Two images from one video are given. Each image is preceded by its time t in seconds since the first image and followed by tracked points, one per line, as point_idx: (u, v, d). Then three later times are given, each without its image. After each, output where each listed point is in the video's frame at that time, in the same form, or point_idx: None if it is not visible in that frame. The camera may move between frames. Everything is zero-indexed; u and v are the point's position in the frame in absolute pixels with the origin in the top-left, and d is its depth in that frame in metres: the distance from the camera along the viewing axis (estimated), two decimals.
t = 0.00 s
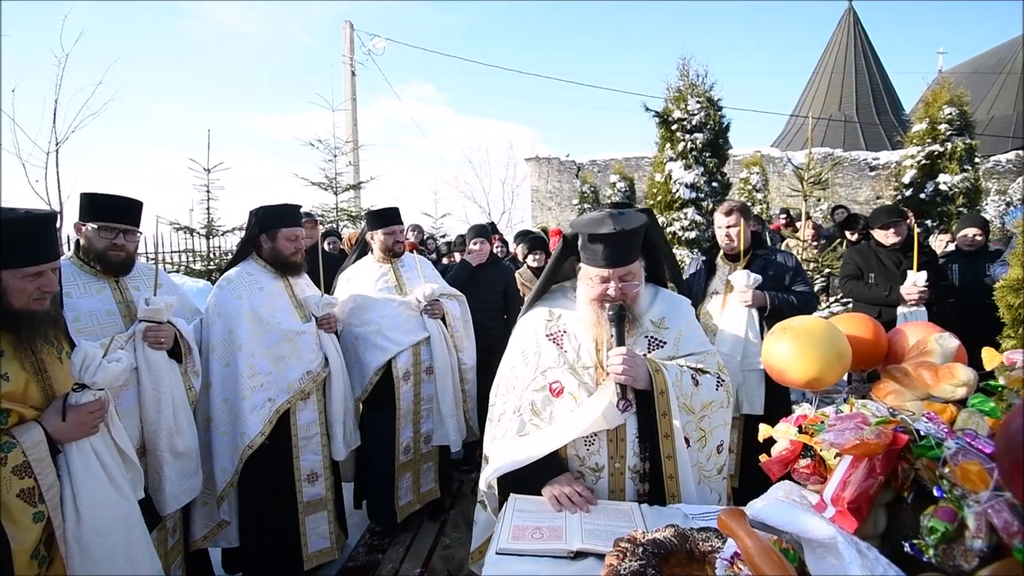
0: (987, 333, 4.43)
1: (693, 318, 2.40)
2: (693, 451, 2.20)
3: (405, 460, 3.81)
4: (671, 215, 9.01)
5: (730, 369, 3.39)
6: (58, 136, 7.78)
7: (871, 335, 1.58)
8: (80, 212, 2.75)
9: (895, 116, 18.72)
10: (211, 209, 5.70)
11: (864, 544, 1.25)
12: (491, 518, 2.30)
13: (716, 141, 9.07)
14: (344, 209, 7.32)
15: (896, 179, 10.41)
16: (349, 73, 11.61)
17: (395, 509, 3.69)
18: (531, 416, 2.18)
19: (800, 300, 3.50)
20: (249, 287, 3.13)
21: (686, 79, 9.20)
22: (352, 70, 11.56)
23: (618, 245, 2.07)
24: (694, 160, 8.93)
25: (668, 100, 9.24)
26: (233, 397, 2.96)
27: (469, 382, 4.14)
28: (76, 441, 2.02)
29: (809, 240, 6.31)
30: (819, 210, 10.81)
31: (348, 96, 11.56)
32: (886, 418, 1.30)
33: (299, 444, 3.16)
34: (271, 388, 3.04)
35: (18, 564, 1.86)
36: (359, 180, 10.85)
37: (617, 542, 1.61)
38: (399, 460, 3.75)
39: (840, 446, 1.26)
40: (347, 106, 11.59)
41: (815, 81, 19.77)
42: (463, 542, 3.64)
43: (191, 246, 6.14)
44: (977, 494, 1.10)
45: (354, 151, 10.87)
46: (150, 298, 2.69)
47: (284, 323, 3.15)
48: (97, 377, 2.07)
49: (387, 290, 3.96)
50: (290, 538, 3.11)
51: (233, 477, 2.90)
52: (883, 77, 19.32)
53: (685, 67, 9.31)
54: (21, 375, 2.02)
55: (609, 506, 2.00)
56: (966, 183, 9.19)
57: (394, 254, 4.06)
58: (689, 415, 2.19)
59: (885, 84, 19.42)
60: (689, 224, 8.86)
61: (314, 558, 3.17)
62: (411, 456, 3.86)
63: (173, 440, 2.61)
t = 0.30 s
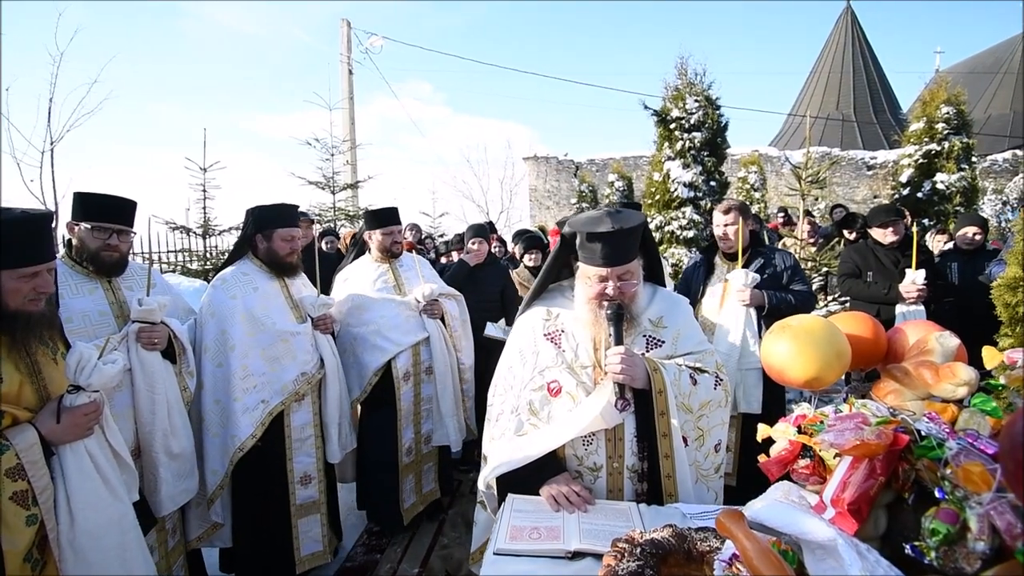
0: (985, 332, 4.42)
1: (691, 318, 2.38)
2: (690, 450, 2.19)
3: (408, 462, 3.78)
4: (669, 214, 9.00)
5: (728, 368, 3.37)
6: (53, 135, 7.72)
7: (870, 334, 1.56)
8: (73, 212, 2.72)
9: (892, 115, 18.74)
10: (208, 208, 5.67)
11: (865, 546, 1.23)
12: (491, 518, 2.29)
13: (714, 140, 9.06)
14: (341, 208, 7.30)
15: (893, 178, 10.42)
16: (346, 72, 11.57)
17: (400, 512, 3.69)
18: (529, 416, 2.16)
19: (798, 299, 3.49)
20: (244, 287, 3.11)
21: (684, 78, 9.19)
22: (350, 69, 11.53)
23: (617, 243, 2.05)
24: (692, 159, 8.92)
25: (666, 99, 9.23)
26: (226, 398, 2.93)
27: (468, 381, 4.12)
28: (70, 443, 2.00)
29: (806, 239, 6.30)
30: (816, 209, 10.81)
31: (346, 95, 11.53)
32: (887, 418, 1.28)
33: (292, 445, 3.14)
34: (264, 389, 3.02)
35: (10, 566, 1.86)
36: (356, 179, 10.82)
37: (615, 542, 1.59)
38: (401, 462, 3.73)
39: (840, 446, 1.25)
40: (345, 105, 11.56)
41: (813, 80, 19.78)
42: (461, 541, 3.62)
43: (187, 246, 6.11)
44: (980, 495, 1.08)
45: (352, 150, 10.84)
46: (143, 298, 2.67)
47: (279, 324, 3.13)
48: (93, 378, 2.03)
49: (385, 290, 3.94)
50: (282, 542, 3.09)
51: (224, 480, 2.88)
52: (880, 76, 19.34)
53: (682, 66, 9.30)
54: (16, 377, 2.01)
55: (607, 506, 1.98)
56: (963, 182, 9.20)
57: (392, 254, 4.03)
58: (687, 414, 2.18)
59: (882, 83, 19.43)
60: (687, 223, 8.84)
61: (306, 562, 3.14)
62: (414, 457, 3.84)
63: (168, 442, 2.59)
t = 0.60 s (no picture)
0: (983, 328, 4.41)
1: (688, 315, 2.37)
2: (687, 447, 2.17)
3: (406, 461, 3.78)
4: (667, 212, 9.00)
5: (725, 365, 3.37)
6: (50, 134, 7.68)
7: (867, 331, 1.56)
8: (69, 211, 2.71)
9: (890, 112, 18.74)
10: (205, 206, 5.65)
11: (860, 545, 1.22)
12: (488, 517, 2.28)
13: (712, 138, 9.05)
14: (339, 207, 7.29)
15: (891, 176, 10.43)
16: (344, 69, 11.54)
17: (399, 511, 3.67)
18: (526, 414, 2.15)
19: (796, 296, 3.48)
20: (239, 286, 3.10)
21: (681, 76, 9.18)
22: (347, 67, 11.50)
23: (613, 241, 2.04)
24: (690, 156, 8.91)
25: (664, 96, 9.22)
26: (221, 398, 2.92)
27: (466, 380, 4.11)
28: (66, 443, 1.98)
29: (803, 236, 6.31)
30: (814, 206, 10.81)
31: (343, 94, 11.50)
32: (883, 415, 1.28)
33: (292, 446, 3.14)
34: (261, 389, 3.00)
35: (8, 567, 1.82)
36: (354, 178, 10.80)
37: (612, 540, 1.58)
38: (400, 461, 3.72)
39: (835, 444, 1.24)
40: (342, 103, 11.53)
41: (810, 78, 19.79)
42: (459, 540, 3.61)
43: (184, 245, 6.09)
44: (975, 494, 1.08)
45: (349, 149, 10.82)
46: (140, 298, 2.65)
47: (275, 323, 3.12)
48: (90, 378, 2.01)
49: (384, 289, 3.92)
50: (280, 542, 3.08)
51: (218, 480, 2.87)
52: (878, 74, 19.35)
53: (680, 64, 9.29)
54: (12, 376, 1.99)
55: (605, 504, 1.97)
56: (960, 179, 9.21)
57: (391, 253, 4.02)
58: (684, 412, 2.17)
59: (879, 81, 19.44)
60: (685, 221, 8.83)
61: (309, 562, 3.14)
62: (412, 456, 3.83)
63: (165, 442, 2.57)
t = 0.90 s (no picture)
0: (980, 323, 4.39)
1: (685, 312, 2.37)
2: (684, 444, 2.17)
3: (405, 457, 3.78)
4: (665, 209, 8.99)
5: (722, 362, 3.36)
6: (46, 133, 7.65)
7: (860, 327, 1.56)
8: (67, 210, 2.69)
9: (887, 108, 18.73)
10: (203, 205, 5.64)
11: (852, 541, 1.23)
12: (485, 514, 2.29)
13: (709, 134, 9.04)
14: (336, 205, 7.27)
15: (888, 172, 10.43)
16: (340, 67, 11.51)
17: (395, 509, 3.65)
18: (523, 411, 2.14)
19: (793, 292, 3.48)
20: (237, 285, 3.09)
21: (679, 72, 9.16)
22: (344, 65, 11.47)
23: (609, 238, 2.03)
24: (687, 153, 8.89)
25: (661, 93, 9.20)
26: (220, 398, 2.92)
27: (467, 378, 4.09)
28: (63, 443, 1.98)
29: (801, 232, 6.31)
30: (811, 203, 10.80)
31: (339, 92, 11.47)
32: (875, 411, 1.28)
33: (292, 446, 3.12)
34: (259, 388, 2.99)
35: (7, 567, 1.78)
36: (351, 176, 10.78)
37: (607, 537, 1.58)
38: (399, 458, 3.72)
39: (827, 441, 1.24)
40: (339, 101, 11.49)
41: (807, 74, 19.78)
42: (457, 538, 3.61)
43: (181, 243, 6.07)
44: (967, 489, 1.08)
45: (346, 147, 10.80)
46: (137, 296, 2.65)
47: (273, 322, 3.10)
48: (87, 377, 2.00)
49: (385, 286, 3.89)
50: (279, 542, 3.07)
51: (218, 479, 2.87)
52: (875, 70, 19.34)
53: (677, 60, 9.27)
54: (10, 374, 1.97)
55: (601, 501, 1.97)
56: (958, 175, 9.20)
57: (392, 250, 4.01)
58: (681, 408, 2.17)
59: (876, 77, 19.44)
60: (683, 218, 8.82)
61: (313, 560, 3.13)
62: (410, 453, 3.82)
63: (162, 440, 2.56)
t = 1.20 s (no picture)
0: (977, 323, 4.42)
1: (683, 311, 2.37)
2: (683, 443, 2.18)
3: (408, 455, 3.78)
4: (663, 209, 8.99)
5: (721, 361, 3.37)
6: (44, 132, 7.63)
7: (857, 327, 1.56)
8: (67, 210, 2.69)
9: (885, 108, 18.75)
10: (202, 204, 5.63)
11: (849, 539, 1.24)
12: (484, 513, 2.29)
13: (708, 134, 9.04)
14: (335, 205, 7.26)
15: (887, 171, 10.44)
16: (339, 67, 11.50)
17: (397, 505, 3.66)
18: (522, 411, 2.15)
19: (793, 292, 3.48)
20: (237, 285, 3.09)
21: (677, 72, 9.17)
22: (342, 65, 11.46)
23: (607, 237, 2.04)
24: (686, 153, 8.89)
25: (660, 93, 9.21)
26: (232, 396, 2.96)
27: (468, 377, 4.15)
28: (63, 441, 1.98)
29: (799, 232, 6.31)
30: (809, 203, 10.82)
31: (338, 92, 11.46)
32: (872, 410, 1.28)
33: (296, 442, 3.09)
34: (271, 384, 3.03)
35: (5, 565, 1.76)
36: (350, 175, 10.78)
37: (606, 536, 1.58)
38: (401, 455, 3.72)
39: (824, 439, 1.25)
40: (337, 101, 11.48)
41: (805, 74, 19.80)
42: (456, 537, 3.61)
43: (179, 243, 6.06)
44: (963, 488, 1.08)
45: (345, 146, 10.79)
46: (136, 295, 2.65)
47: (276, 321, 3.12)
48: (85, 374, 2.00)
49: (389, 284, 3.90)
50: (282, 540, 3.09)
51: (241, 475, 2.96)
52: (873, 69, 19.36)
53: (676, 60, 9.27)
54: (9, 373, 1.98)
55: (600, 500, 1.97)
56: (955, 174, 9.21)
57: (398, 251, 4.04)
58: (679, 407, 2.17)
59: (875, 76, 19.45)
60: (681, 217, 8.83)
61: (313, 557, 3.15)
62: (413, 450, 3.83)
63: (162, 438, 2.56)
